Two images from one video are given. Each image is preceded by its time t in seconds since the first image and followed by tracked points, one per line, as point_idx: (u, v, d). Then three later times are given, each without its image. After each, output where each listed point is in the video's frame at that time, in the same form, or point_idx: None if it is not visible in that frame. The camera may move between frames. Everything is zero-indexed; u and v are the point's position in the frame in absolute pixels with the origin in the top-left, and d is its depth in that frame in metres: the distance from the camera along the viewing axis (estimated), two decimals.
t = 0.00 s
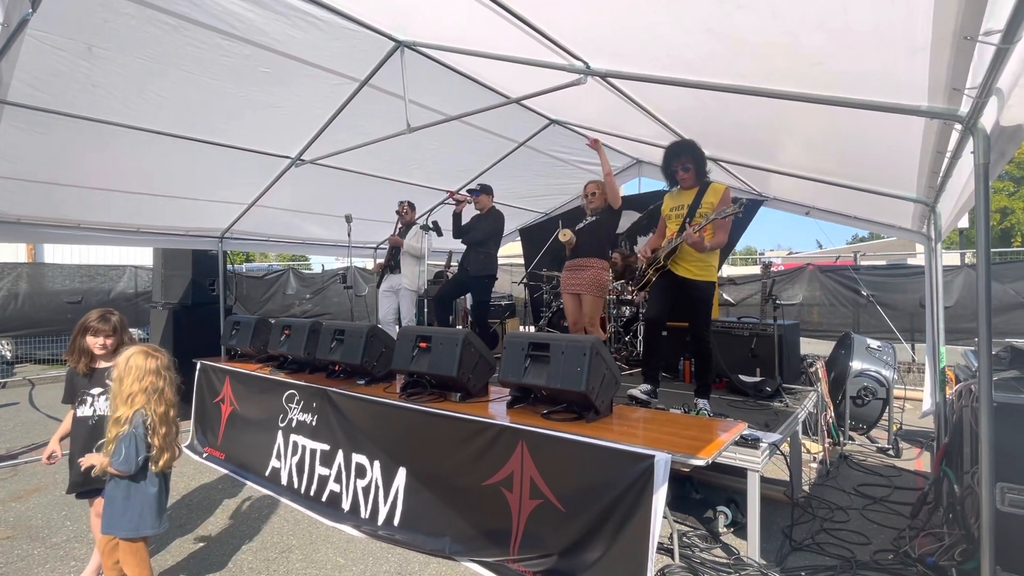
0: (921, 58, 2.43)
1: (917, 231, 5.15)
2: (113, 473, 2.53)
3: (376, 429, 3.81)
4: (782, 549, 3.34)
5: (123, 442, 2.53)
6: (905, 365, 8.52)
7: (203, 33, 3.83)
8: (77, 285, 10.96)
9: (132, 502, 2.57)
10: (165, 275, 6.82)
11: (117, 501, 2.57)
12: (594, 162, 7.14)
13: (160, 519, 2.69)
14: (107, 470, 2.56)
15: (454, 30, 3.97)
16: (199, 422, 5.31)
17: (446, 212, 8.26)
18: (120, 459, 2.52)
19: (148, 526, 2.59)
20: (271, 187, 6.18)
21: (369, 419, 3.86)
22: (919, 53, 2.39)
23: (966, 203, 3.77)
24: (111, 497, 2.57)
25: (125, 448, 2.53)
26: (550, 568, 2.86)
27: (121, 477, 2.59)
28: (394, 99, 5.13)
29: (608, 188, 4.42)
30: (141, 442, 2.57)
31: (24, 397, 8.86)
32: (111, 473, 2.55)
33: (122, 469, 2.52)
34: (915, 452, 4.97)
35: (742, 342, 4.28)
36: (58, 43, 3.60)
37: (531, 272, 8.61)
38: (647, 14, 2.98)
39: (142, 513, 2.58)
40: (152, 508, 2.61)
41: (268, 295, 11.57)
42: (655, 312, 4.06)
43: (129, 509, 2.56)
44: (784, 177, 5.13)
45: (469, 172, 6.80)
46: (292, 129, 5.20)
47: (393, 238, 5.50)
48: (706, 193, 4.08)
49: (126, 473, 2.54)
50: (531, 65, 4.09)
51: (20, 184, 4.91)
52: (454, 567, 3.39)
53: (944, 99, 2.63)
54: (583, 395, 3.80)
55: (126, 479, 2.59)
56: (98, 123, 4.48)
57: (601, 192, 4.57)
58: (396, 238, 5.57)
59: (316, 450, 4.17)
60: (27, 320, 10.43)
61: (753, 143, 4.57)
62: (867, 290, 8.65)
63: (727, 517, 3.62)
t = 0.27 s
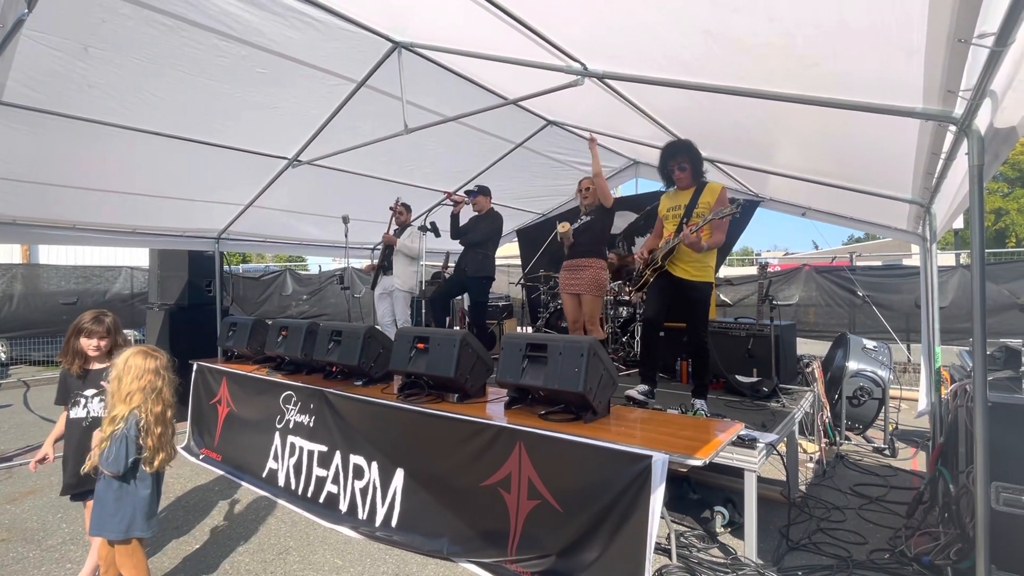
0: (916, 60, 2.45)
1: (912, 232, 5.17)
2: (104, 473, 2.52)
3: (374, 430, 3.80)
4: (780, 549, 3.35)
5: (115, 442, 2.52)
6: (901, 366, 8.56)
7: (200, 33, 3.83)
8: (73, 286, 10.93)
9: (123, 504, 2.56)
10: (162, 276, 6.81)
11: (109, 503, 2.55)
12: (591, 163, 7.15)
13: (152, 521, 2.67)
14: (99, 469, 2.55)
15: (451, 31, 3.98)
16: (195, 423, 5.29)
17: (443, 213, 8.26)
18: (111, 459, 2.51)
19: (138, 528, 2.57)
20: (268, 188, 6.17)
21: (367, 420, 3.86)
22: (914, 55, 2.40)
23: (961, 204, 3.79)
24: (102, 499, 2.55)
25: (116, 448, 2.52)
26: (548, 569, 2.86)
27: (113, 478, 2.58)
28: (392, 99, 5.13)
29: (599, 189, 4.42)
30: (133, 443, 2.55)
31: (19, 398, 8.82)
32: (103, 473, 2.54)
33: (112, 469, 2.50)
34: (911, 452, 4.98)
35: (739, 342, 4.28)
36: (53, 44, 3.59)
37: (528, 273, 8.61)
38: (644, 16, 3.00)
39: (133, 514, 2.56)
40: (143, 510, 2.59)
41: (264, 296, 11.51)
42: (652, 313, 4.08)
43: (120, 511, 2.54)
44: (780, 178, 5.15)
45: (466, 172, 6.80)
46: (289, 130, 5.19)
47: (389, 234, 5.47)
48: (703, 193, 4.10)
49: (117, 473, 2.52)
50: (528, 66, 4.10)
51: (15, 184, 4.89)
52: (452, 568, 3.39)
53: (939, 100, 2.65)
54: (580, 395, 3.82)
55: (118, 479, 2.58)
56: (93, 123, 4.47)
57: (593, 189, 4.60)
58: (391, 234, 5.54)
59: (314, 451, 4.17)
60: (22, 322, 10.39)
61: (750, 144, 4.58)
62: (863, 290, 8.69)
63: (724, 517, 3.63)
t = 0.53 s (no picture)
0: (910, 62, 2.46)
1: (906, 233, 5.21)
2: (92, 477, 2.50)
3: (370, 432, 3.79)
4: (776, 549, 3.36)
5: (103, 445, 2.50)
6: (895, 367, 8.60)
7: (195, 34, 3.82)
8: (66, 288, 10.86)
9: (113, 507, 2.54)
10: (157, 278, 6.68)
11: (98, 506, 2.54)
12: (587, 165, 7.16)
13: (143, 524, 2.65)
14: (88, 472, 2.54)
15: (447, 32, 3.98)
16: (190, 426, 5.26)
17: (439, 214, 8.25)
18: (98, 462, 2.49)
19: (128, 531, 2.55)
20: (264, 190, 6.15)
21: (363, 422, 3.85)
22: (908, 57, 2.41)
23: (954, 205, 3.82)
24: (91, 502, 2.54)
25: (103, 451, 2.50)
26: (544, 571, 2.86)
27: (103, 481, 2.56)
28: (388, 101, 5.13)
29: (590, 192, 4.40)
30: (121, 446, 2.54)
31: (11, 401, 8.75)
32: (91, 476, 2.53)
33: (100, 473, 2.49)
34: (905, 452, 5.01)
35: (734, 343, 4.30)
36: (47, 44, 3.57)
37: (525, 274, 8.61)
38: (640, 18, 3.00)
39: (122, 518, 2.55)
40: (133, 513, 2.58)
41: (260, 297, 11.45)
42: (647, 314, 4.09)
43: (109, 514, 2.53)
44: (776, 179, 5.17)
45: (463, 174, 6.80)
46: (285, 131, 5.18)
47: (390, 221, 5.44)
48: (696, 195, 4.13)
49: (105, 477, 2.51)
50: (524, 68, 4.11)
51: (7, 186, 4.86)
52: (448, 570, 3.39)
53: (931, 103, 2.66)
54: (577, 396, 3.83)
55: (107, 482, 2.56)
56: (87, 124, 4.44)
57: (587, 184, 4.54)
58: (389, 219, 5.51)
59: (309, 453, 4.15)
60: (14, 324, 10.31)
61: (745, 146, 4.60)
62: (858, 291, 8.73)
63: (721, 518, 3.64)
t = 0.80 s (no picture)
0: (903, 65, 2.47)
1: (898, 235, 5.23)
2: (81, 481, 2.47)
3: (364, 436, 3.78)
4: (771, 551, 3.36)
5: (92, 449, 2.48)
6: (889, 368, 8.65)
7: (188, 35, 3.80)
8: (57, 290, 10.77)
9: (104, 511, 2.52)
10: (150, 280, 6.70)
11: (90, 511, 2.52)
12: (582, 167, 7.16)
13: (136, 527, 2.63)
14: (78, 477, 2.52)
15: (442, 34, 3.98)
16: (182, 429, 5.20)
17: (434, 216, 8.24)
18: (88, 466, 2.47)
19: (120, 535, 2.53)
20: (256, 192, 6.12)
21: (358, 426, 3.83)
22: (901, 59, 2.43)
23: (947, 207, 3.84)
24: (83, 507, 2.52)
25: (93, 455, 2.47)
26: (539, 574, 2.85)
27: (93, 485, 2.54)
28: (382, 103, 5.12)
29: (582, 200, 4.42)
30: (110, 449, 2.51)
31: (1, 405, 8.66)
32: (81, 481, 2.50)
33: (90, 477, 2.46)
34: (899, 453, 5.02)
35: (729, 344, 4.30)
36: (37, 45, 3.54)
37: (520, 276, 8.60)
38: (634, 20, 3.01)
39: (114, 521, 2.53)
40: (125, 516, 2.55)
41: (253, 300, 11.35)
42: (640, 317, 4.09)
43: (102, 518, 2.51)
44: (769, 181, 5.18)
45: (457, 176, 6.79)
46: (278, 132, 5.15)
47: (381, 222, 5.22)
48: (683, 197, 4.12)
49: (95, 481, 2.48)
50: (519, 69, 4.11)
51: None
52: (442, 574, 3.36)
53: (923, 105, 2.67)
54: (572, 398, 3.83)
55: (98, 486, 2.54)
56: (78, 125, 4.41)
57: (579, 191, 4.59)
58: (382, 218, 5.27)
59: (303, 457, 4.12)
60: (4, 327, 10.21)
61: (739, 148, 4.60)
62: (851, 293, 8.77)
63: (716, 520, 3.64)
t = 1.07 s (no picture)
0: (892, 69, 2.49)
1: (890, 238, 5.25)
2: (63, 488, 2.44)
3: (357, 440, 3.75)
4: (764, 554, 3.36)
5: (73, 455, 2.44)
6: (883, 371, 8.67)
7: (180, 37, 3.78)
8: (47, 293, 10.66)
9: (86, 518, 2.49)
10: (142, 283, 6.66)
11: (71, 517, 2.48)
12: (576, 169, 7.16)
13: (120, 534, 2.60)
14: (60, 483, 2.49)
15: (435, 37, 3.98)
16: (175, 434, 5.13)
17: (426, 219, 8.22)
18: (69, 473, 2.43)
19: (102, 542, 2.50)
20: (247, 195, 6.07)
21: (350, 430, 3.81)
22: (890, 64, 2.44)
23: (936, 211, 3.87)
24: (65, 514, 2.49)
25: (75, 460, 2.44)
26: None
27: (75, 492, 2.51)
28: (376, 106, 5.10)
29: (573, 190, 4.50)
30: (92, 455, 2.48)
31: None
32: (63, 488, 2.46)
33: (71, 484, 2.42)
34: (892, 456, 5.04)
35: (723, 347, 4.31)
36: (27, 46, 3.51)
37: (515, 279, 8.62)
38: (627, 24, 3.02)
39: (97, 528, 2.49)
40: (108, 523, 2.52)
41: (246, 304, 11.28)
42: (630, 320, 4.11)
43: (84, 525, 2.48)
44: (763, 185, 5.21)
45: (452, 178, 6.79)
46: (271, 134, 5.14)
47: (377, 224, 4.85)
48: (663, 201, 4.18)
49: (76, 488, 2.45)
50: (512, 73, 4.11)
51: None
52: None
53: (913, 109, 2.71)
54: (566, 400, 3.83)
55: (80, 493, 2.50)
56: (69, 127, 4.38)
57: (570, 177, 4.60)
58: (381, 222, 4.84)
59: (296, 461, 4.10)
60: None
61: (733, 151, 4.62)
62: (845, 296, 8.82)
63: (709, 523, 3.64)
